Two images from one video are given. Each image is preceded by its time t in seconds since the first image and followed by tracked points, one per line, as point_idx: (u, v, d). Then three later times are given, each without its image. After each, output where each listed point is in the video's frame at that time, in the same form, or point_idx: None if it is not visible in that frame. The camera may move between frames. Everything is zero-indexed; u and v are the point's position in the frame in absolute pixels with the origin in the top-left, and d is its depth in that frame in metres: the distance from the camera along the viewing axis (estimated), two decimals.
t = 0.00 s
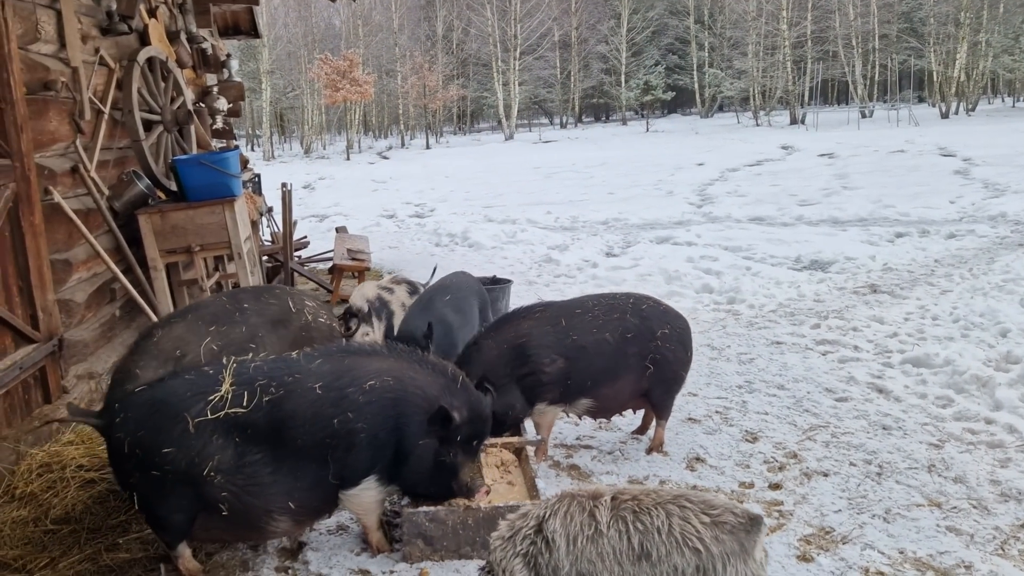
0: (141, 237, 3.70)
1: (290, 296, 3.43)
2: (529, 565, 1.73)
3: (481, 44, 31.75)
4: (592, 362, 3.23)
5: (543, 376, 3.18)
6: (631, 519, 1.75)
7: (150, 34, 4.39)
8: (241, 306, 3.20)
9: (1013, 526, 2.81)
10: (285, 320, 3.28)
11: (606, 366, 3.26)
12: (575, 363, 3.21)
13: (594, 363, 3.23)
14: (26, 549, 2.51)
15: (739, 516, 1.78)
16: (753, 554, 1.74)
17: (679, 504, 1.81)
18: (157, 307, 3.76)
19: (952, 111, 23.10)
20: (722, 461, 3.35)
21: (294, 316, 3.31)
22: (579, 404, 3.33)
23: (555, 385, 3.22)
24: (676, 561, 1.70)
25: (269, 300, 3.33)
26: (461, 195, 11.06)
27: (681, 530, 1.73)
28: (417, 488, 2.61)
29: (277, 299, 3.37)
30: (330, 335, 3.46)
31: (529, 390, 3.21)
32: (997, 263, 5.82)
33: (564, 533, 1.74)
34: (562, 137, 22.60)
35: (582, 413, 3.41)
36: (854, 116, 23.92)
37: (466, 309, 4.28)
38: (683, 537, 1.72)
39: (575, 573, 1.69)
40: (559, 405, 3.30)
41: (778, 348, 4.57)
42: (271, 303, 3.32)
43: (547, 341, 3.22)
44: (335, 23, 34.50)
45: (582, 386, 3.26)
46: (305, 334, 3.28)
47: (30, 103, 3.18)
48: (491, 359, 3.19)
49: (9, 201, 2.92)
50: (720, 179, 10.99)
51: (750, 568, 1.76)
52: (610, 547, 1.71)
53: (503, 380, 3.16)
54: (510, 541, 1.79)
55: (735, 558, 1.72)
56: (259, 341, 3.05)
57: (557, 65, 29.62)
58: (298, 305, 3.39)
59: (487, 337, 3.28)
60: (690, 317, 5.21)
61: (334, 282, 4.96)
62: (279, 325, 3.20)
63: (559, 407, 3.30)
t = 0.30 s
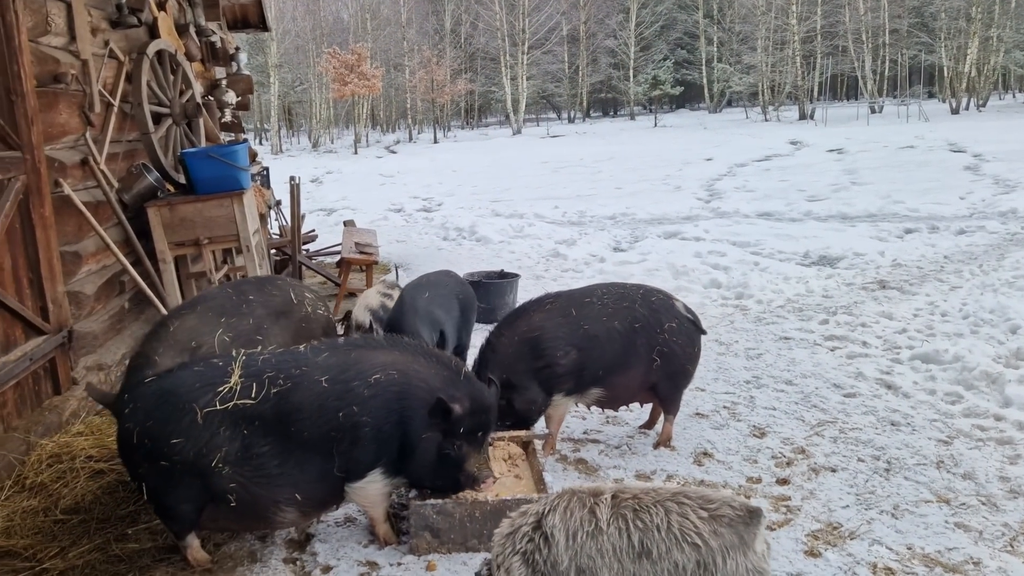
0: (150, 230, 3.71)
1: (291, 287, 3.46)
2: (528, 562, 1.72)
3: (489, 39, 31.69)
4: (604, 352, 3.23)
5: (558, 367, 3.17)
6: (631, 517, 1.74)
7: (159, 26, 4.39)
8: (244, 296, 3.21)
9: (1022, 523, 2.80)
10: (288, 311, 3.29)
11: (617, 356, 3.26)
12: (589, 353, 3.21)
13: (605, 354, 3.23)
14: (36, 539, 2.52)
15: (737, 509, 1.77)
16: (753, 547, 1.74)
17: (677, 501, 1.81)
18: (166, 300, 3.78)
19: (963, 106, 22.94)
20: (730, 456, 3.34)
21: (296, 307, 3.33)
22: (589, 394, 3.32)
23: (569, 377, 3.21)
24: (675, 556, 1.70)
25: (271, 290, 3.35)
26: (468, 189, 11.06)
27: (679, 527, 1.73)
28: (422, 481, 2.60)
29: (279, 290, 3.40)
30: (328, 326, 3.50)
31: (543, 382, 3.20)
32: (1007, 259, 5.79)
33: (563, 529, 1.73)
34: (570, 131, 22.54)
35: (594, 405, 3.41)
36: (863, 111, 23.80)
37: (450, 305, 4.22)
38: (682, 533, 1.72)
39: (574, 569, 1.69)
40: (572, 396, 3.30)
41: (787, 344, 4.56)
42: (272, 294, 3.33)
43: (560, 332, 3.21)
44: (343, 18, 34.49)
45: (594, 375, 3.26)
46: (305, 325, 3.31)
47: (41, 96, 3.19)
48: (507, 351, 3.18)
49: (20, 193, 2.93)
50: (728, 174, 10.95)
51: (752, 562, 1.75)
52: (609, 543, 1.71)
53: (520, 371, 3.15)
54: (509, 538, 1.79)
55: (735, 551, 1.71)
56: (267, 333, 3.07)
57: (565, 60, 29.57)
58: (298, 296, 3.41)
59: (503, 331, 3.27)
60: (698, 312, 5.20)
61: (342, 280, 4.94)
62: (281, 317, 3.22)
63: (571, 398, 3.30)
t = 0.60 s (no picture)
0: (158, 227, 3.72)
1: (295, 285, 3.47)
2: (529, 557, 1.66)
3: (497, 36, 31.66)
4: (609, 349, 3.23)
5: (562, 365, 3.18)
6: (626, 512, 1.68)
7: (168, 24, 4.41)
8: (250, 294, 3.22)
9: None
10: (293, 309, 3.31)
11: (621, 353, 3.26)
12: (594, 351, 3.22)
13: (609, 352, 3.24)
14: (46, 534, 2.53)
15: (734, 507, 1.70)
16: (750, 546, 1.66)
17: (673, 498, 1.74)
18: (174, 297, 3.80)
19: (973, 104, 22.83)
20: (738, 455, 3.34)
21: (301, 305, 3.35)
22: (593, 392, 3.33)
23: (574, 374, 3.22)
24: (670, 555, 1.63)
25: (276, 289, 3.36)
26: (475, 186, 11.06)
27: (675, 524, 1.66)
28: (426, 480, 2.58)
29: (284, 288, 3.40)
30: (331, 325, 3.52)
31: (549, 379, 3.20)
32: (1016, 258, 5.76)
33: (560, 523, 1.68)
34: (577, 129, 22.51)
35: (599, 403, 3.42)
36: (873, 109, 23.70)
37: (450, 306, 4.22)
38: (677, 530, 1.65)
39: (571, 564, 1.62)
40: (577, 394, 3.31)
41: (795, 343, 4.55)
42: (277, 293, 3.34)
43: (565, 330, 3.22)
44: (350, 15, 34.49)
45: (599, 373, 3.26)
46: (309, 323, 3.34)
47: (51, 93, 3.20)
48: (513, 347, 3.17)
49: (30, 190, 2.94)
50: (736, 172, 10.93)
51: (749, 562, 1.67)
52: (605, 538, 1.64)
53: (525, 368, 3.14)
54: (512, 534, 1.74)
55: (731, 549, 1.64)
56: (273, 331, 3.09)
57: (573, 57, 29.53)
58: (303, 295, 3.42)
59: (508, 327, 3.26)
60: (705, 311, 5.19)
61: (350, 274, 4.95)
62: (286, 314, 3.24)
63: (577, 396, 3.31)
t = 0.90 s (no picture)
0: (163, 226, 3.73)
1: (301, 281, 3.50)
2: (546, 543, 1.69)
3: (501, 34, 31.64)
4: (617, 347, 3.23)
5: (573, 362, 3.20)
6: (644, 504, 1.69)
7: (173, 22, 4.43)
8: (256, 291, 3.24)
9: None
10: (299, 304, 3.33)
11: (628, 352, 3.26)
12: (603, 349, 3.22)
13: (618, 349, 3.24)
14: (53, 531, 2.54)
15: (755, 508, 1.70)
16: (769, 548, 1.66)
17: (693, 494, 1.74)
18: (180, 294, 3.81)
19: (978, 104, 22.76)
20: (742, 454, 3.33)
21: (307, 300, 3.38)
22: (601, 391, 3.34)
23: (584, 372, 3.23)
24: (687, 550, 1.63)
25: (282, 285, 3.37)
26: (480, 185, 11.06)
27: (693, 519, 1.66)
28: (432, 479, 2.59)
29: (290, 284, 3.42)
30: (337, 320, 3.56)
31: (559, 376, 3.22)
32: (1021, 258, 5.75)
33: (579, 513, 1.69)
34: (582, 128, 22.50)
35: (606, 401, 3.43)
36: (879, 108, 23.63)
37: (456, 306, 4.22)
38: (695, 526, 1.65)
39: (588, 554, 1.64)
40: (585, 392, 3.32)
41: (799, 342, 4.54)
42: (284, 289, 3.36)
43: (577, 327, 3.23)
44: (355, 14, 34.49)
45: (608, 372, 3.27)
46: (315, 318, 3.37)
47: (56, 91, 3.21)
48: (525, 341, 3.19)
49: (35, 188, 2.95)
50: (741, 171, 10.91)
51: (765, 563, 1.67)
52: (622, 528, 1.65)
53: (537, 363, 3.16)
54: (531, 522, 1.77)
55: (748, 550, 1.64)
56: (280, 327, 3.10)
57: (577, 56, 29.51)
58: (308, 290, 3.46)
59: (520, 321, 3.26)
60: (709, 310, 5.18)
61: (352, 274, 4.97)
62: (292, 310, 3.26)
63: (585, 394, 3.32)
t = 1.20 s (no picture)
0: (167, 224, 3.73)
1: (307, 274, 3.52)
2: (562, 538, 1.65)
3: (503, 33, 31.62)
4: (639, 342, 3.23)
5: (604, 358, 3.18)
6: (661, 501, 1.64)
7: (176, 21, 4.45)
8: (265, 282, 3.25)
9: None
10: (306, 297, 3.35)
11: (648, 346, 3.25)
12: (628, 344, 3.22)
13: (639, 344, 3.23)
14: (56, 529, 2.54)
15: (775, 507, 1.63)
16: (788, 548, 1.60)
17: (712, 491, 1.68)
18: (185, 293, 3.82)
19: (981, 102, 22.74)
20: (745, 453, 3.34)
21: (314, 293, 3.41)
22: (624, 387, 3.33)
23: (611, 367, 3.22)
24: (704, 548, 1.58)
25: (290, 278, 3.39)
26: (482, 183, 11.06)
27: (711, 517, 1.60)
28: (439, 476, 2.61)
29: (297, 277, 3.44)
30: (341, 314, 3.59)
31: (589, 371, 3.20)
32: None
33: (595, 512, 1.65)
34: (584, 126, 22.51)
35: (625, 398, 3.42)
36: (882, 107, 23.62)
37: (456, 305, 4.24)
38: (713, 523, 1.60)
39: (605, 552, 1.60)
40: (608, 389, 3.31)
41: (802, 341, 4.54)
42: (292, 281, 3.38)
43: (604, 322, 3.22)
44: (357, 12, 34.48)
45: (632, 366, 3.26)
46: (321, 312, 3.40)
47: (59, 90, 3.21)
48: (562, 337, 3.16)
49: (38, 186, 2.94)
50: (744, 170, 10.91)
51: (784, 563, 1.62)
52: (639, 526, 1.60)
53: (574, 359, 3.13)
54: (545, 517, 1.72)
55: (768, 549, 1.58)
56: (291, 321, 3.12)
57: (580, 55, 29.50)
58: (315, 282, 3.50)
59: (553, 318, 3.23)
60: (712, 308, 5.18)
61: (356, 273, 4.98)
62: (300, 303, 3.28)
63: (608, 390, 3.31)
